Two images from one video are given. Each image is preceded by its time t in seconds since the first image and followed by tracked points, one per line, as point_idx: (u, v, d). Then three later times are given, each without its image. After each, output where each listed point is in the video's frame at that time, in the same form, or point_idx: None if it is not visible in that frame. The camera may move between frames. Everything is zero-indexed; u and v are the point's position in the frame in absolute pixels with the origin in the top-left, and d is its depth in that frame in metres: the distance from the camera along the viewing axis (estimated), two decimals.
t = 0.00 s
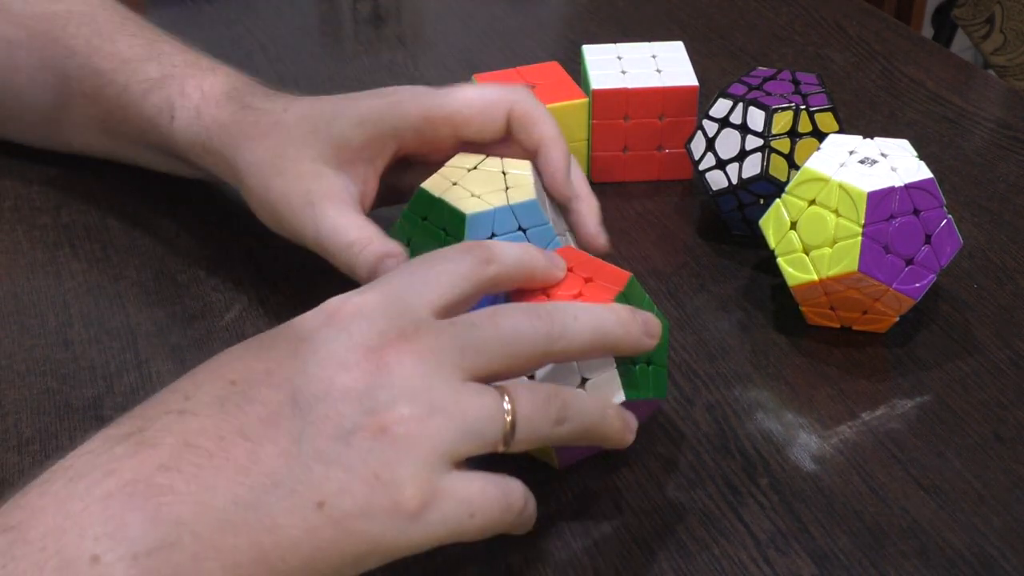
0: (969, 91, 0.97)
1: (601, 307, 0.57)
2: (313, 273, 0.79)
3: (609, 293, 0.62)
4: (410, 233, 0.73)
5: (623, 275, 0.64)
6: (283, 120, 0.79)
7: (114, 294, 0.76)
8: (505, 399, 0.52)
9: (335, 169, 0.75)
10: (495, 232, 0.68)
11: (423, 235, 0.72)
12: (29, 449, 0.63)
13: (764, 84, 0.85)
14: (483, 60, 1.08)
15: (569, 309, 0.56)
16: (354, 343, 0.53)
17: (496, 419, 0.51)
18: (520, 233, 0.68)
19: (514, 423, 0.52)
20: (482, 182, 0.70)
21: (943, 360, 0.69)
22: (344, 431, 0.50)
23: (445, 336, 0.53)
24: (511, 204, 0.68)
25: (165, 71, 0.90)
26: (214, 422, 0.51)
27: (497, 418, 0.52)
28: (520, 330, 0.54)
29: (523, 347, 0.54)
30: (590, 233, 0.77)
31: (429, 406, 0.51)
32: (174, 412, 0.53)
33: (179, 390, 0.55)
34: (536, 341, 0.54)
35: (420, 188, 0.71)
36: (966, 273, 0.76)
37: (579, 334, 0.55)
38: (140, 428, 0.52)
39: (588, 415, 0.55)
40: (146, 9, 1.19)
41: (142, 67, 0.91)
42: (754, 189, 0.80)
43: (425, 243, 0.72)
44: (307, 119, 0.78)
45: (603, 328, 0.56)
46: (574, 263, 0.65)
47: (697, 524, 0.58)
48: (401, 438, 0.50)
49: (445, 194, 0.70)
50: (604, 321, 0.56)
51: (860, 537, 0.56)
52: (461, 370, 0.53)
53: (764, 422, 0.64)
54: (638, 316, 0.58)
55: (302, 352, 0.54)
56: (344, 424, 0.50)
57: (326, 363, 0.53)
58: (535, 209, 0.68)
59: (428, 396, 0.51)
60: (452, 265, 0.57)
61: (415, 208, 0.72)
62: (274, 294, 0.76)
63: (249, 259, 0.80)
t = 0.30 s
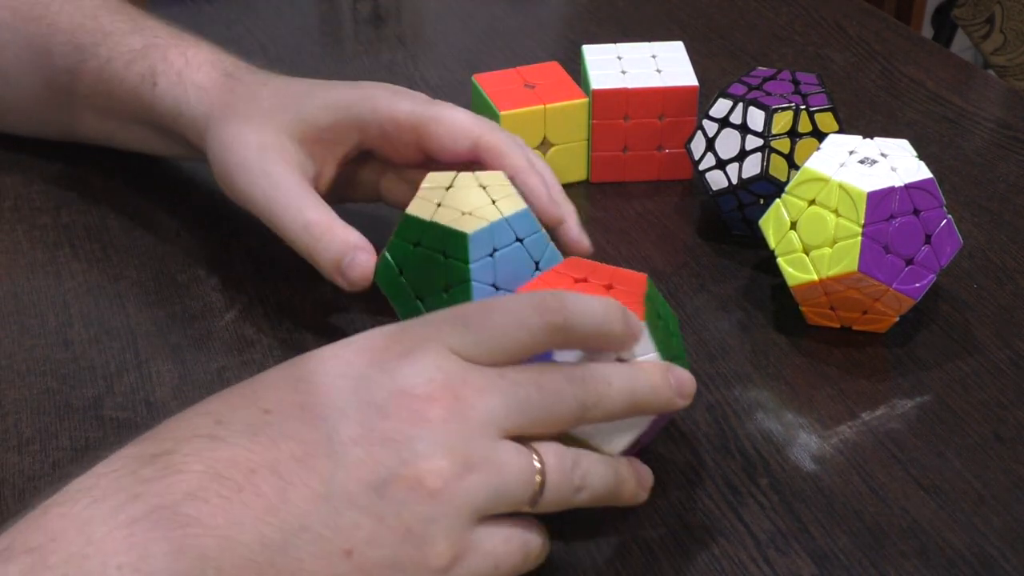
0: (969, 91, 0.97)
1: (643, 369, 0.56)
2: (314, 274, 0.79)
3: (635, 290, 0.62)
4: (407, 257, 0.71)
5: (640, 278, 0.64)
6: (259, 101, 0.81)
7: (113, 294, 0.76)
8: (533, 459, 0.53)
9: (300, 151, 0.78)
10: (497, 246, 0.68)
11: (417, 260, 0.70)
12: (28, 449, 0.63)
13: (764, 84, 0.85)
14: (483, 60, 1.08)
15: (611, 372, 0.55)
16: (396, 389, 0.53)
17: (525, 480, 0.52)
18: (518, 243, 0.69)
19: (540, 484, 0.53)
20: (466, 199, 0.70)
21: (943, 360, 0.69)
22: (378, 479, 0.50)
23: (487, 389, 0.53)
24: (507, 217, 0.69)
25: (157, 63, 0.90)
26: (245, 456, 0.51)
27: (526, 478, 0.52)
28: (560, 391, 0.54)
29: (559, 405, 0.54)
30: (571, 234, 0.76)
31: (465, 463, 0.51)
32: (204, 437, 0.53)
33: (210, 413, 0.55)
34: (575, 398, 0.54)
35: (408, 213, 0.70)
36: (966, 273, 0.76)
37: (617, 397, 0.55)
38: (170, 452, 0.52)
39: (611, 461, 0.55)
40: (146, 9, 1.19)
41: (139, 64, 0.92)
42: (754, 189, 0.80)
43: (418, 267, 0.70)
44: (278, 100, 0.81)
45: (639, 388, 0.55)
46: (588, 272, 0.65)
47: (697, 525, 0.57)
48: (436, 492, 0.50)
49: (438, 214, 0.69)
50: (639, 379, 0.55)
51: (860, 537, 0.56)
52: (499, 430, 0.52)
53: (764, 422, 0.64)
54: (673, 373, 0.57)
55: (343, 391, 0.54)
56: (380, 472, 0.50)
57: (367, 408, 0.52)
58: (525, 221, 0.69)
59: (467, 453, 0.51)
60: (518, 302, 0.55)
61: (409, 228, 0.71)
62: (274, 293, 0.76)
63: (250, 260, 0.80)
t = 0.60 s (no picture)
0: (969, 91, 0.97)
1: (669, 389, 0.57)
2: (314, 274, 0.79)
3: (646, 282, 0.65)
4: (409, 299, 0.68)
5: (639, 267, 0.67)
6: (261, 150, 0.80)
7: (114, 294, 0.76)
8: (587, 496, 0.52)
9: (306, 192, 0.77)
10: (495, 258, 0.69)
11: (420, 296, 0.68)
12: (28, 449, 0.63)
13: (764, 84, 0.85)
14: (483, 60, 1.08)
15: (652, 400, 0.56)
16: (464, 438, 0.50)
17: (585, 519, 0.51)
18: (505, 248, 0.71)
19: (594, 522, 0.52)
20: (436, 223, 0.71)
21: (943, 360, 0.69)
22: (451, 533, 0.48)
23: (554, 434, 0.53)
24: (494, 225, 0.71)
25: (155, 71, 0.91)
26: (315, 498, 0.47)
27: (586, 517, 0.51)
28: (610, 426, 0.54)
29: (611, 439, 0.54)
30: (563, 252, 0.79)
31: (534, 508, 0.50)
32: (269, 478, 0.48)
33: (249, 441, 0.50)
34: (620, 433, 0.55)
35: (399, 256, 0.67)
36: (966, 273, 0.76)
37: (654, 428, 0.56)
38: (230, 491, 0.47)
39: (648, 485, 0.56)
40: (145, 9, 1.19)
41: (137, 63, 0.92)
42: (754, 189, 0.80)
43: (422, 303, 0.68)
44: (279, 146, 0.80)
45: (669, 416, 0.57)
46: (591, 269, 0.67)
47: (698, 525, 0.57)
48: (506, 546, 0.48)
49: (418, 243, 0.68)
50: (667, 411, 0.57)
51: (860, 537, 0.56)
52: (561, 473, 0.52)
53: (764, 422, 0.64)
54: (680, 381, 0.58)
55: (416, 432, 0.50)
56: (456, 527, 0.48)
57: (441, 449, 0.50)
58: (499, 230, 0.71)
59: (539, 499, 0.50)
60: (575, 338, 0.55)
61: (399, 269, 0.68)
62: (274, 293, 0.77)
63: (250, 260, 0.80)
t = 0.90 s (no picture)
0: (969, 91, 0.97)
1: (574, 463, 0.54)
2: (314, 275, 0.79)
3: (647, 282, 0.65)
4: (411, 300, 0.68)
5: (641, 267, 0.67)
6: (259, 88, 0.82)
7: (113, 294, 0.76)
8: None
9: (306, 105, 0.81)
10: (497, 257, 0.69)
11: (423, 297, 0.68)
12: (28, 449, 0.63)
13: (764, 84, 0.85)
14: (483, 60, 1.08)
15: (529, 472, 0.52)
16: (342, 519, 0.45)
17: None
18: (506, 248, 0.71)
19: None
20: (437, 223, 0.71)
21: (943, 360, 0.69)
22: None
23: (413, 523, 0.47)
24: (495, 225, 0.71)
25: (151, 70, 0.91)
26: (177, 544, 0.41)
27: None
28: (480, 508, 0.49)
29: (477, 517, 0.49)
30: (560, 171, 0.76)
31: None
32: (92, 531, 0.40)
33: (118, 508, 0.41)
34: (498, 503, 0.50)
35: (402, 257, 0.67)
36: (966, 273, 0.76)
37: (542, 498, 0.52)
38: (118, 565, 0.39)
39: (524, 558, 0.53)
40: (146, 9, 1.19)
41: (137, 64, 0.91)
42: (754, 189, 0.80)
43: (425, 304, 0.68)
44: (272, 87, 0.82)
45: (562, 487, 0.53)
46: (593, 269, 0.67)
47: (698, 525, 0.57)
48: None
49: (418, 243, 0.69)
50: (568, 483, 0.53)
51: (860, 537, 0.56)
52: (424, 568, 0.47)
53: (764, 422, 0.64)
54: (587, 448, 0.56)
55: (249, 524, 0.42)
56: None
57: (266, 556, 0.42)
58: (501, 231, 0.71)
59: None
60: (439, 414, 0.51)
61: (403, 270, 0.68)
62: (274, 293, 0.76)
63: (250, 260, 0.80)
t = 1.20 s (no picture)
0: (969, 91, 0.97)
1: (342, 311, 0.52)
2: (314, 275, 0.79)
3: (647, 283, 0.65)
4: (411, 300, 0.68)
5: (642, 267, 0.67)
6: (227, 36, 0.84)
7: (113, 294, 0.76)
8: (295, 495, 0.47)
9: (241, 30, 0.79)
10: (497, 258, 0.69)
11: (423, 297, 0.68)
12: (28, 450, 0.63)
13: (764, 84, 0.85)
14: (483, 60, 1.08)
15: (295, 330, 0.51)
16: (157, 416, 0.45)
17: (291, 532, 0.46)
18: (506, 248, 0.71)
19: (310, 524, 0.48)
20: (437, 224, 0.71)
21: (942, 360, 0.69)
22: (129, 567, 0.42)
23: (214, 407, 0.47)
24: (496, 226, 0.71)
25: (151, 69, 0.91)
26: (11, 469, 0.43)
27: (292, 531, 0.46)
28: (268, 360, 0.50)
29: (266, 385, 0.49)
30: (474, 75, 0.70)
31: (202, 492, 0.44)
32: None
33: None
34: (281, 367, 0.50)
35: (402, 256, 0.67)
36: (966, 273, 0.76)
37: (333, 346, 0.51)
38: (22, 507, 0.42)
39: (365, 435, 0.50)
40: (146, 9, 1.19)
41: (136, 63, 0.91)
42: (754, 189, 0.80)
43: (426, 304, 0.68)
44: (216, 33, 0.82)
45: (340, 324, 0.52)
46: (593, 269, 0.67)
47: (697, 525, 0.57)
48: None
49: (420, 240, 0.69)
50: (398, 396, 0.52)
51: (860, 537, 0.56)
52: (251, 476, 0.45)
53: (764, 422, 0.64)
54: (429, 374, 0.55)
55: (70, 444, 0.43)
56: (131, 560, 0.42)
57: (87, 471, 0.43)
58: (500, 232, 0.72)
59: (218, 475, 0.44)
60: (275, 334, 0.51)
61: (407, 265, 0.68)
62: (274, 294, 0.77)
63: (250, 261, 0.80)
